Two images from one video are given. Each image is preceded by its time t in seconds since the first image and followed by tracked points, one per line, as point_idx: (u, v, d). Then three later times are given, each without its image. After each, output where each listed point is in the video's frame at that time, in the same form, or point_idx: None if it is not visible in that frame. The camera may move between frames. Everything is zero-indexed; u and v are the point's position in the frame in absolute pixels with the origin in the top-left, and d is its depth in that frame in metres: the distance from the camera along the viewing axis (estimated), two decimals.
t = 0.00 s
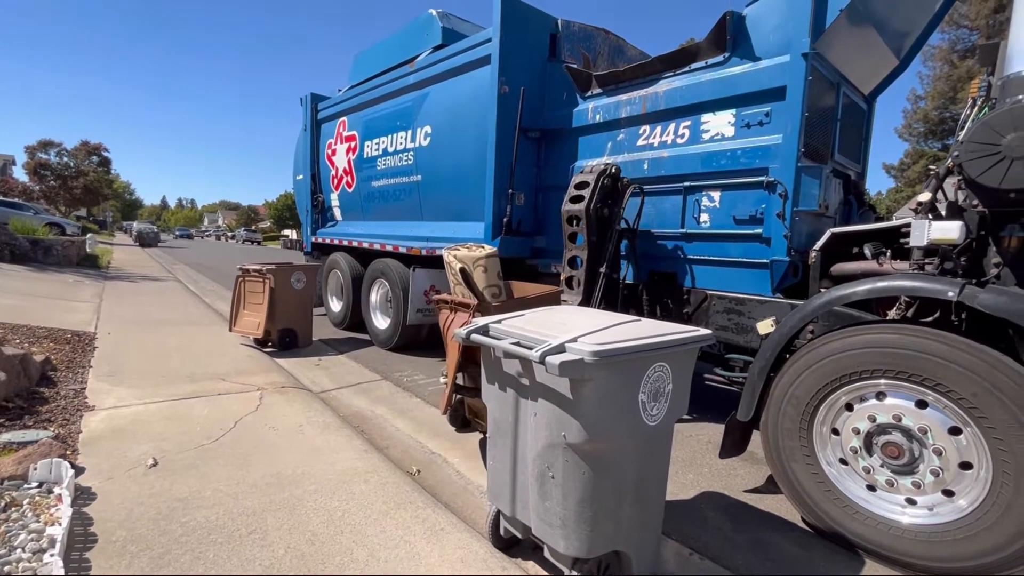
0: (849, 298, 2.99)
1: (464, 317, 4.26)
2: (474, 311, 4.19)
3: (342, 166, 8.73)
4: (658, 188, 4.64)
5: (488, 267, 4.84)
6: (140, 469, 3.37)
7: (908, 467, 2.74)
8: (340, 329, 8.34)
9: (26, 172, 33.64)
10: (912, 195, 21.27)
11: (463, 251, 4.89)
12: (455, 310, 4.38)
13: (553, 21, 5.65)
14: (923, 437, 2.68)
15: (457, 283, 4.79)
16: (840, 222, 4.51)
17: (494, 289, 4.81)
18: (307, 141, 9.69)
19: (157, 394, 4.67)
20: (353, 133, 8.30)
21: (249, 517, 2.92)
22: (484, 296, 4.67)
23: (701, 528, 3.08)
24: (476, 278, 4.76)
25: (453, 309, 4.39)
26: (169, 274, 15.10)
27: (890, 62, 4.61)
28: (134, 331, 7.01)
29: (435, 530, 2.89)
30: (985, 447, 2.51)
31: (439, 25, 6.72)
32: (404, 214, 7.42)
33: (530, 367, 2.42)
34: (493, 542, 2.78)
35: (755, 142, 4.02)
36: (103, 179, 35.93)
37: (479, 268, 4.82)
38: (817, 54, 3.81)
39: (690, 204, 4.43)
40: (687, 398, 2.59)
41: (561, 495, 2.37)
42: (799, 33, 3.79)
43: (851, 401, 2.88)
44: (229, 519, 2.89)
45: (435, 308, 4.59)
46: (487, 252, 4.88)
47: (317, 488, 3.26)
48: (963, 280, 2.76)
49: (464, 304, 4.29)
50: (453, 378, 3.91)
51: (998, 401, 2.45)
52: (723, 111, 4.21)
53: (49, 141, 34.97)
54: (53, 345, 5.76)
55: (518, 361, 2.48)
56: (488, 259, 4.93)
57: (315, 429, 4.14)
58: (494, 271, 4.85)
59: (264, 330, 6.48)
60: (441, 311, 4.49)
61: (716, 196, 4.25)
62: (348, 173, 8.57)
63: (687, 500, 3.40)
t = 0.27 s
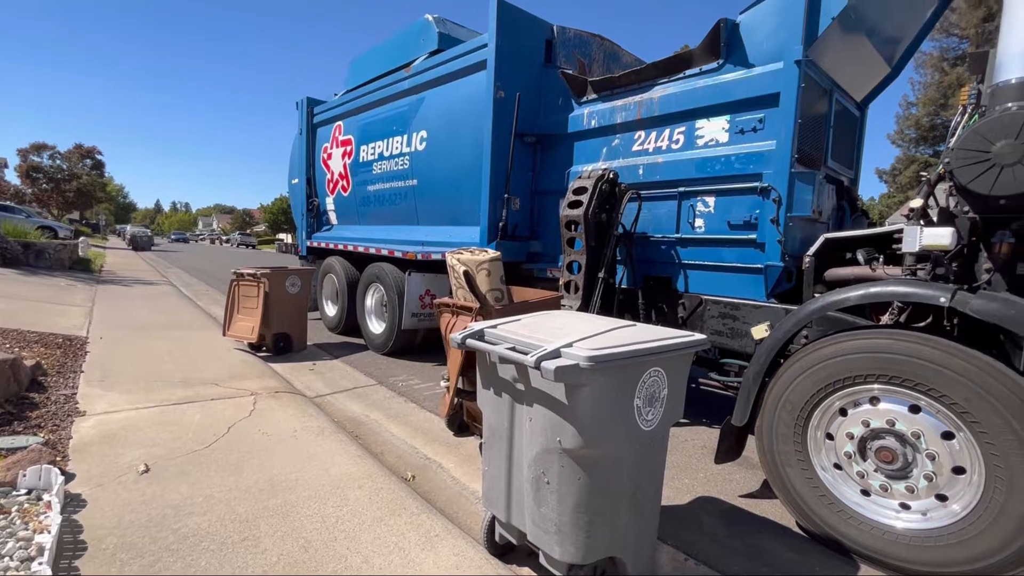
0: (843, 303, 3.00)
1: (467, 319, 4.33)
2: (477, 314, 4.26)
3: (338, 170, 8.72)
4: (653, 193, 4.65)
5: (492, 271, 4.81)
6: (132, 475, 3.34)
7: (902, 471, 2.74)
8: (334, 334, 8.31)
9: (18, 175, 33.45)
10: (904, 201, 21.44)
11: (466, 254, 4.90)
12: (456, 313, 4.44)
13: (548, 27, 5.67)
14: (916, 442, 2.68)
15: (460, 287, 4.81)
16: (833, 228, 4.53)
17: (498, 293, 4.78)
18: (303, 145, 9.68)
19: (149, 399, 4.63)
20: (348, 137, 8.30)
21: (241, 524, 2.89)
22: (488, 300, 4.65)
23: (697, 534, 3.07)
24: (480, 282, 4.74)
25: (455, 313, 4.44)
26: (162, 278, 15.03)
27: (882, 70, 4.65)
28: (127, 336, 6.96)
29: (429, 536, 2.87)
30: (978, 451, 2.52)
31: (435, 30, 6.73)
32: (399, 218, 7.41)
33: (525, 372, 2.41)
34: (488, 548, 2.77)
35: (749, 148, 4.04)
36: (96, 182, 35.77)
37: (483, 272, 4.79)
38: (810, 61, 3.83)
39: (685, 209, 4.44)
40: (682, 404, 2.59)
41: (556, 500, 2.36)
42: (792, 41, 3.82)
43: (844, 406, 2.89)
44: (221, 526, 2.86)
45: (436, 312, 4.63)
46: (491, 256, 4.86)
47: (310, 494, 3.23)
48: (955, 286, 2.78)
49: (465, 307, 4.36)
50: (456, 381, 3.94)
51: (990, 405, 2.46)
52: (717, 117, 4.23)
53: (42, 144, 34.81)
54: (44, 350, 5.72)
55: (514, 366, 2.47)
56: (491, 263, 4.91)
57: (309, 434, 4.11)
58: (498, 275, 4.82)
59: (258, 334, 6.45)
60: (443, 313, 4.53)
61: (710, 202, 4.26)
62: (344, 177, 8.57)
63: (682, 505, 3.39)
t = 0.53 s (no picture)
0: (835, 311, 2.99)
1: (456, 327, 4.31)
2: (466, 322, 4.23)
3: (331, 176, 8.69)
4: (646, 201, 4.65)
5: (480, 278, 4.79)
6: (120, 484, 3.28)
7: (894, 478, 2.73)
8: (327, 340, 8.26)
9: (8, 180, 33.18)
10: (894, 209, 21.64)
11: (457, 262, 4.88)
12: (447, 321, 4.42)
13: (542, 35, 5.68)
14: (907, 448, 2.68)
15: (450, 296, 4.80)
16: (825, 235, 4.55)
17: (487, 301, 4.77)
18: (296, 151, 9.65)
19: (138, 406, 4.57)
20: (342, 143, 8.28)
21: (231, 534, 2.84)
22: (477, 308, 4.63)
23: (692, 542, 3.05)
24: (469, 290, 4.72)
25: (445, 321, 4.42)
26: (153, 284, 14.91)
27: (871, 80, 4.69)
28: (116, 342, 6.88)
29: (423, 545, 2.83)
30: (968, 458, 2.51)
31: (430, 37, 6.74)
32: (392, 225, 7.39)
33: (519, 379, 2.39)
34: (481, 557, 2.73)
35: (741, 156, 4.05)
36: (87, 187, 35.54)
37: (472, 280, 4.77)
38: (802, 70, 3.86)
39: (678, 216, 4.44)
40: (676, 411, 2.57)
41: (550, 509, 2.33)
42: (782, 51, 3.84)
43: (836, 413, 2.88)
44: (210, 536, 2.82)
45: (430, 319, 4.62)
46: (480, 263, 4.83)
47: (302, 502, 3.19)
48: (944, 293, 2.78)
49: (455, 316, 4.33)
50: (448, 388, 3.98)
51: (980, 412, 2.47)
52: (710, 125, 4.24)
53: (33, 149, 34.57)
54: (32, 356, 5.64)
55: (507, 373, 2.45)
56: (481, 271, 4.88)
57: (301, 442, 4.07)
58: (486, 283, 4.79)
59: (250, 341, 6.39)
60: (433, 322, 4.51)
61: (703, 209, 4.26)
62: (337, 183, 8.54)
63: (678, 513, 3.37)
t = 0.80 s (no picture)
0: (824, 320, 3.01)
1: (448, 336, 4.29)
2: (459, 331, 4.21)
3: (324, 184, 8.68)
4: (638, 210, 4.67)
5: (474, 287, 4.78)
6: (104, 497, 3.23)
7: (884, 488, 2.74)
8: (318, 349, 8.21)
9: None
10: (881, 219, 21.87)
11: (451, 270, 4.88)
12: (439, 329, 4.40)
13: (534, 46, 5.72)
14: (897, 458, 2.68)
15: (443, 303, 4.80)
16: (814, 245, 4.58)
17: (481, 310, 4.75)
18: (288, 159, 9.64)
19: (124, 417, 4.51)
20: (335, 152, 8.27)
21: (217, 547, 2.80)
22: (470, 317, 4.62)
23: (684, 554, 3.03)
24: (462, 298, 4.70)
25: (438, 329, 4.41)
26: (142, 292, 14.79)
27: (858, 92, 4.75)
28: (104, 351, 6.81)
29: (412, 558, 2.81)
30: (957, 468, 2.52)
31: (423, 47, 6.77)
32: (385, 233, 7.38)
33: (509, 390, 2.38)
34: (472, 570, 2.71)
35: (730, 166, 4.08)
36: (77, 194, 35.31)
37: (465, 288, 4.76)
38: (790, 82, 3.90)
39: (669, 226, 4.46)
40: (666, 421, 2.57)
41: (541, 521, 2.32)
42: (771, 64, 3.88)
43: (827, 422, 2.88)
44: (196, 550, 2.78)
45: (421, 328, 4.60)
46: (474, 272, 4.82)
47: (290, 515, 3.15)
48: (930, 304, 2.80)
49: (447, 324, 4.31)
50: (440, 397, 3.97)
51: (968, 421, 2.48)
52: (700, 136, 4.27)
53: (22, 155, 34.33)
54: (17, 366, 5.56)
55: (498, 384, 2.44)
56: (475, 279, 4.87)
57: (290, 453, 4.03)
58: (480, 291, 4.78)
59: (240, 350, 6.34)
60: (425, 330, 4.49)
61: (694, 219, 4.28)
62: (330, 192, 8.52)
63: (669, 524, 3.35)
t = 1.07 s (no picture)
0: (813, 332, 3.02)
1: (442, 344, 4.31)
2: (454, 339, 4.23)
3: (316, 195, 8.67)
4: (630, 222, 4.69)
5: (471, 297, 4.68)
6: (86, 513, 3.18)
7: (874, 500, 2.74)
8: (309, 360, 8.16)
9: None
10: (870, 230, 22.11)
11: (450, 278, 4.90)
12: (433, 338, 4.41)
13: (526, 60, 5.76)
14: (887, 470, 2.69)
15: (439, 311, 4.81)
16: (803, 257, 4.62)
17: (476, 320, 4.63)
18: (281, 170, 9.63)
19: (110, 430, 4.45)
20: (328, 163, 8.28)
21: (202, 564, 2.76)
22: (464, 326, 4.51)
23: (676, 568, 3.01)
24: (458, 307, 4.60)
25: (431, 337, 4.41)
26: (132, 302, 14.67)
27: (844, 107, 4.81)
28: (91, 363, 6.73)
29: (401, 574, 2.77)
30: (946, 479, 2.53)
31: (416, 60, 6.80)
32: (377, 244, 7.37)
33: (500, 403, 2.37)
34: None
35: (720, 179, 4.10)
36: (67, 203, 35.10)
37: (462, 297, 4.67)
38: (778, 97, 3.95)
39: (660, 238, 4.48)
40: (657, 434, 2.56)
41: (531, 535, 2.30)
42: (758, 79, 3.92)
43: (817, 434, 2.89)
44: (180, 567, 2.73)
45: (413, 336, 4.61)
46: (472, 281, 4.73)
47: (277, 530, 3.11)
48: (917, 315, 2.82)
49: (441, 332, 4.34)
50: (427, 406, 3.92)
51: (955, 433, 2.49)
52: (689, 149, 4.30)
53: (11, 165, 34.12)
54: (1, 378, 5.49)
55: (488, 397, 2.42)
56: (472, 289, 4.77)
57: (278, 466, 3.98)
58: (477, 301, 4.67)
59: (230, 361, 6.29)
60: (419, 338, 4.50)
61: (684, 231, 4.31)
62: (322, 202, 8.52)
63: (661, 537, 3.33)
